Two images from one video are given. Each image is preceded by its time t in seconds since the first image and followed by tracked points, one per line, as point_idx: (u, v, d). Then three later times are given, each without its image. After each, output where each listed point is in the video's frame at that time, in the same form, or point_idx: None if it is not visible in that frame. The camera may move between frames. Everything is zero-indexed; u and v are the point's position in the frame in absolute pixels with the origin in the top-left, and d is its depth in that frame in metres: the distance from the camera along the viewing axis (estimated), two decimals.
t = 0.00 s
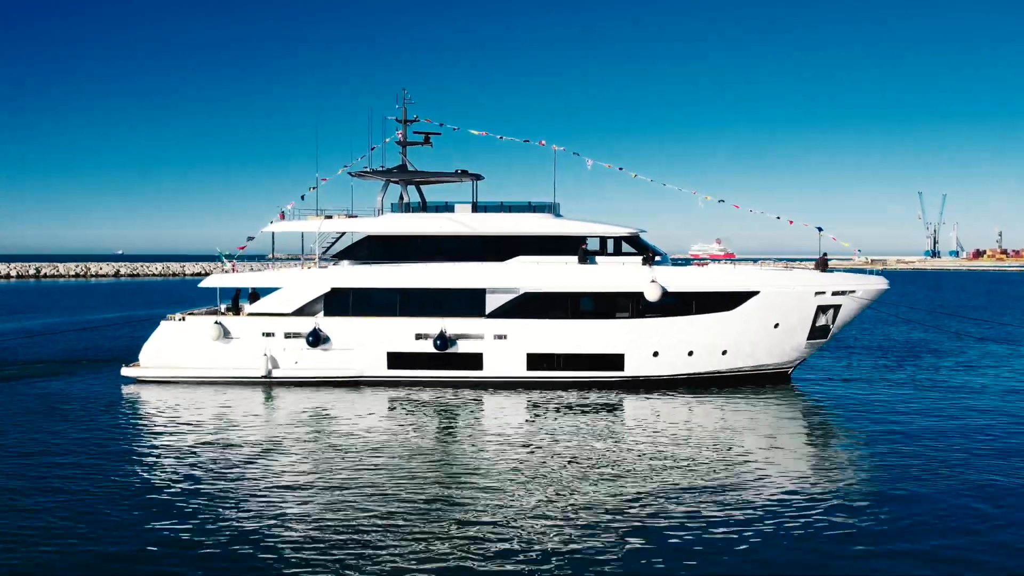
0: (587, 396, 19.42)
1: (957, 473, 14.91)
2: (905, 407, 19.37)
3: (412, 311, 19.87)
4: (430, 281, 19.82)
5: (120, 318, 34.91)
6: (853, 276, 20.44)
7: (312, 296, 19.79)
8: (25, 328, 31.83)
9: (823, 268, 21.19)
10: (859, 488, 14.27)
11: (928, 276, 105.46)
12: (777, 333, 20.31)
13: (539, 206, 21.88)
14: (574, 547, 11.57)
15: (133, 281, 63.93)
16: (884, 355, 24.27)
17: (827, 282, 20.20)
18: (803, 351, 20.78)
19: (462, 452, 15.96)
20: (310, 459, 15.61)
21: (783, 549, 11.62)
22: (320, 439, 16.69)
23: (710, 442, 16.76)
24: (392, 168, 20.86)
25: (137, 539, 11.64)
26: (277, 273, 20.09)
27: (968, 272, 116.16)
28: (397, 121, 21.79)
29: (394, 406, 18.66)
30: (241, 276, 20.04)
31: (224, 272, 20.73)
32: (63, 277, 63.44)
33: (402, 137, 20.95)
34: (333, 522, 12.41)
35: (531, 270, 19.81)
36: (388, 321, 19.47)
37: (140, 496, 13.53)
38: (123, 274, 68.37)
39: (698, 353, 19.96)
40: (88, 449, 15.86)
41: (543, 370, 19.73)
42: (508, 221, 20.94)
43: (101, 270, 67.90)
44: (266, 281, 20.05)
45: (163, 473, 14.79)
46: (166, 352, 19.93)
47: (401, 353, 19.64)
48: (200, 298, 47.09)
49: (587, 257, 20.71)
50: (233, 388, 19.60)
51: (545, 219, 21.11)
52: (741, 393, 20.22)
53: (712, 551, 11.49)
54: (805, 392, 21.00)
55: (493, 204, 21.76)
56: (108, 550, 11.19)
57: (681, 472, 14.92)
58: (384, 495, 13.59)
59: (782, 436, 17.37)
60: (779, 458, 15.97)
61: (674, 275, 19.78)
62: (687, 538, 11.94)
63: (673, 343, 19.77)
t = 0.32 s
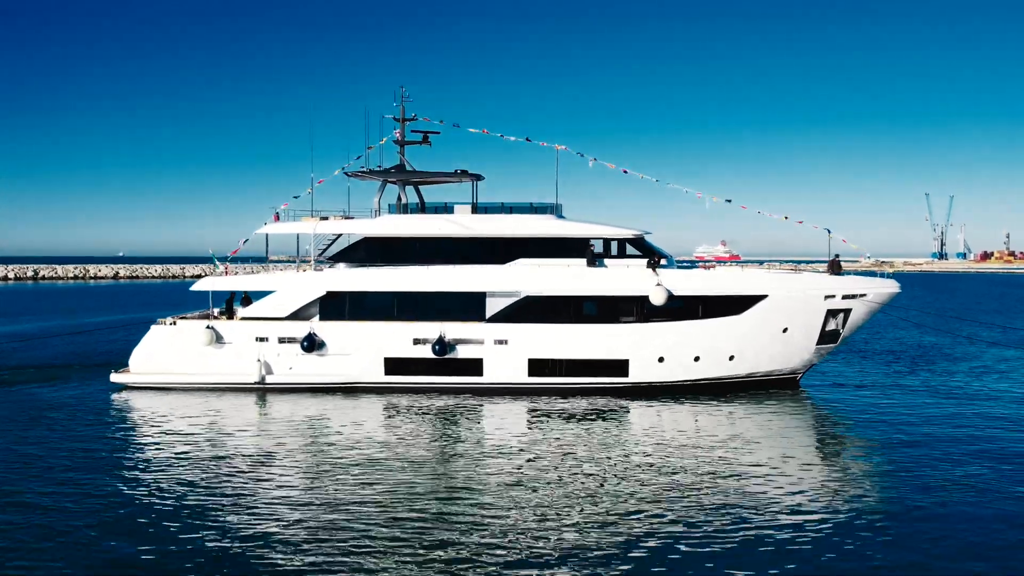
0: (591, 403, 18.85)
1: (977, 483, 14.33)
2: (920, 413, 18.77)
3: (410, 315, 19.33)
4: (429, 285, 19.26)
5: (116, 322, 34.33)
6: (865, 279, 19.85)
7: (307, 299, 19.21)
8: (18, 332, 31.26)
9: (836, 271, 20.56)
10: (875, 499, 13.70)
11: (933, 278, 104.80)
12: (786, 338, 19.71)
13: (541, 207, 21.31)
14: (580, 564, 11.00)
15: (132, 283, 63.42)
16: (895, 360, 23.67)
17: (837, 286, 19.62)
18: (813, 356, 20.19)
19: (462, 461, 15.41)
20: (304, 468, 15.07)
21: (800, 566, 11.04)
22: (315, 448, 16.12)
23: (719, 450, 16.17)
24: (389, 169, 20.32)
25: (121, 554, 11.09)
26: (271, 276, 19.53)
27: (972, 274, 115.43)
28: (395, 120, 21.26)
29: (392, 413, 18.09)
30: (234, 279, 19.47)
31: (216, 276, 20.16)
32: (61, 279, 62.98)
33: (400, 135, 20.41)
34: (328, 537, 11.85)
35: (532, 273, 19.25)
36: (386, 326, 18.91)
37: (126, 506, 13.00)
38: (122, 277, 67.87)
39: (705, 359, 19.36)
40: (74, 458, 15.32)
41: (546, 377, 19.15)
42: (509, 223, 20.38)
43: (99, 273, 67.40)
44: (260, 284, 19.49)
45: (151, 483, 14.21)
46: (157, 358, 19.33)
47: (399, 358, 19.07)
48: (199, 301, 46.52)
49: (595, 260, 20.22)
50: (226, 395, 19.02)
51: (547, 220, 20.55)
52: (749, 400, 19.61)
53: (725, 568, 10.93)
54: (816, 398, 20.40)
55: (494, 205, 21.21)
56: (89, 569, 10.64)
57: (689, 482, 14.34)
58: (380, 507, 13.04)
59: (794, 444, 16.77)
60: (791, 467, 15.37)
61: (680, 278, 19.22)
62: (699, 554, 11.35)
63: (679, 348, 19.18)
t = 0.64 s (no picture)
0: (595, 411, 18.29)
1: (996, 494, 13.76)
2: (934, 421, 18.20)
3: (408, 319, 18.80)
4: (427, 288, 18.74)
5: (111, 325, 33.85)
6: (875, 282, 19.29)
7: (302, 304, 18.74)
8: (12, 335, 30.81)
9: (848, 274, 20.07)
10: (892, 511, 13.13)
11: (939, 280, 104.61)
12: (795, 343, 19.15)
13: (543, 208, 20.78)
14: None
15: (131, 285, 63.05)
16: (907, 366, 23.07)
17: (847, 289, 19.06)
18: (823, 362, 19.61)
19: (461, 470, 14.85)
20: (297, 477, 14.52)
21: None
22: (308, 457, 15.57)
23: (728, 459, 15.60)
24: (387, 168, 19.80)
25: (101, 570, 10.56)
26: (265, 279, 19.01)
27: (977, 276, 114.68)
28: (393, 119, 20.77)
29: (389, 421, 17.54)
30: (227, 283, 18.95)
31: (209, 279, 19.62)
32: (60, 281, 62.71)
33: (398, 135, 19.91)
34: (319, 551, 11.31)
35: (534, 276, 18.72)
36: (383, 331, 18.38)
37: (111, 519, 12.48)
38: (122, 279, 67.52)
39: (712, 365, 18.80)
40: (59, 467, 14.81)
41: (547, 383, 18.59)
42: (510, 224, 19.86)
43: (99, 275, 67.04)
44: (253, 288, 18.97)
45: (137, 493, 13.68)
46: (147, 363, 18.79)
47: (396, 364, 18.52)
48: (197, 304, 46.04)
49: (603, 263, 19.68)
50: (218, 402, 18.48)
51: (549, 222, 20.02)
52: (757, 407, 19.03)
53: None
54: (826, 405, 19.83)
55: (494, 206, 20.68)
56: None
57: (697, 493, 13.78)
58: (376, 519, 12.48)
59: (804, 453, 16.20)
60: (803, 477, 14.80)
61: (685, 281, 18.67)
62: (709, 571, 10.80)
63: (685, 354, 18.62)
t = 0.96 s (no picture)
0: (598, 418, 17.73)
1: (1018, 506, 13.20)
2: (951, 428, 17.61)
3: (406, 324, 18.27)
4: (425, 292, 18.22)
5: (105, 329, 33.35)
6: (887, 285, 18.73)
7: (296, 308, 18.24)
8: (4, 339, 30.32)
9: (863, 278, 19.59)
10: (911, 523, 12.54)
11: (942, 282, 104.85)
12: (804, 348, 18.58)
13: (544, 210, 20.21)
14: None
15: (130, 287, 62.68)
16: (919, 371, 22.48)
17: (858, 293, 18.50)
18: (832, 368, 19.05)
19: (461, 481, 14.29)
20: (290, 488, 13.98)
21: None
22: (302, 467, 15.05)
23: (736, 468, 15.05)
24: (384, 168, 19.26)
25: None
26: (258, 283, 18.48)
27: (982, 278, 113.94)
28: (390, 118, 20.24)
29: (386, 429, 17.02)
30: (219, 286, 18.45)
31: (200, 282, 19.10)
32: (59, 283, 62.41)
33: (395, 134, 19.41)
34: (311, 567, 10.77)
35: (535, 279, 18.19)
36: (379, 336, 17.85)
37: (94, 532, 11.95)
38: (121, 281, 67.24)
39: (718, 371, 18.24)
40: (44, 477, 14.28)
41: (549, 390, 18.05)
42: (510, 226, 19.33)
43: (97, 277, 66.69)
44: (246, 291, 18.46)
45: (122, 503, 13.16)
46: (136, 369, 18.26)
47: (393, 370, 17.99)
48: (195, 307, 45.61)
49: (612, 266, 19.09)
50: (209, 409, 17.95)
51: (551, 224, 19.49)
52: (766, 414, 18.45)
53: None
54: (837, 412, 19.24)
55: (495, 207, 20.14)
56: None
57: (705, 504, 13.23)
58: (372, 533, 11.93)
59: (816, 461, 15.64)
60: (815, 487, 14.23)
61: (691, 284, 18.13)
62: None
63: (690, 359, 18.06)
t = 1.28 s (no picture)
0: (601, 426, 17.19)
1: None
2: (967, 437, 17.02)
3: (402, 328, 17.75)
4: (422, 295, 17.70)
5: (101, 333, 32.91)
6: (899, 289, 18.16)
7: (290, 312, 17.74)
8: None
9: (876, 281, 19.12)
10: (929, 537, 11.99)
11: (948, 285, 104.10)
12: (813, 354, 18.01)
13: (546, 211, 19.66)
14: None
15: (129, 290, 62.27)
16: (931, 378, 21.89)
17: (869, 296, 17.94)
18: (842, 374, 18.48)
19: (459, 491, 13.77)
20: (280, 498, 13.47)
21: None
22: (294, 476, 14.53)
23: (745, 478, 14.49)
24: (381, 168, 18.77)
25: None
26: (250, 286, 17.99)
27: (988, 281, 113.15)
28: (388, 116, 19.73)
29: (383, 437, 16.49)
30: (210, 290, 17.96)
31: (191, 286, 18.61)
32: (58, 286, 62.07)
33: (393, 133, 18.92)
34: None
35: (535, 283, 17.67)
36: (375, 341, 17.34)
37: (74, 543, 11.45)
38: (121, 283, 66.97)
39: (725, 377, 17.68)
40: (27, 485, 13.80)
41: (550, 397, 17.51)
42: (511, 228, 18.81)
43: (97, 280, 66.36)
44: (238, 295, 17.97)
45: (104, 513, 12.67)
46: (125, 375, 17.77)
47: (390, 376, 17.46)
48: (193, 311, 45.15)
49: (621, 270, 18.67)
50: (200, 416, 17.45)
51: (552, 225, 18.96)
52: (774, 422, 17.89)
53: None
54: (847, 419, 18.67)
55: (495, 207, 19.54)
56: None
57: (712, 515, 12.68)
58: (364, 546, 11.41)
59: (826, 471, 15.07)
60: (827, 498, 13.68)
61: (696, 287, 17.60)
62: None
63: (696, 365, 17.51)
